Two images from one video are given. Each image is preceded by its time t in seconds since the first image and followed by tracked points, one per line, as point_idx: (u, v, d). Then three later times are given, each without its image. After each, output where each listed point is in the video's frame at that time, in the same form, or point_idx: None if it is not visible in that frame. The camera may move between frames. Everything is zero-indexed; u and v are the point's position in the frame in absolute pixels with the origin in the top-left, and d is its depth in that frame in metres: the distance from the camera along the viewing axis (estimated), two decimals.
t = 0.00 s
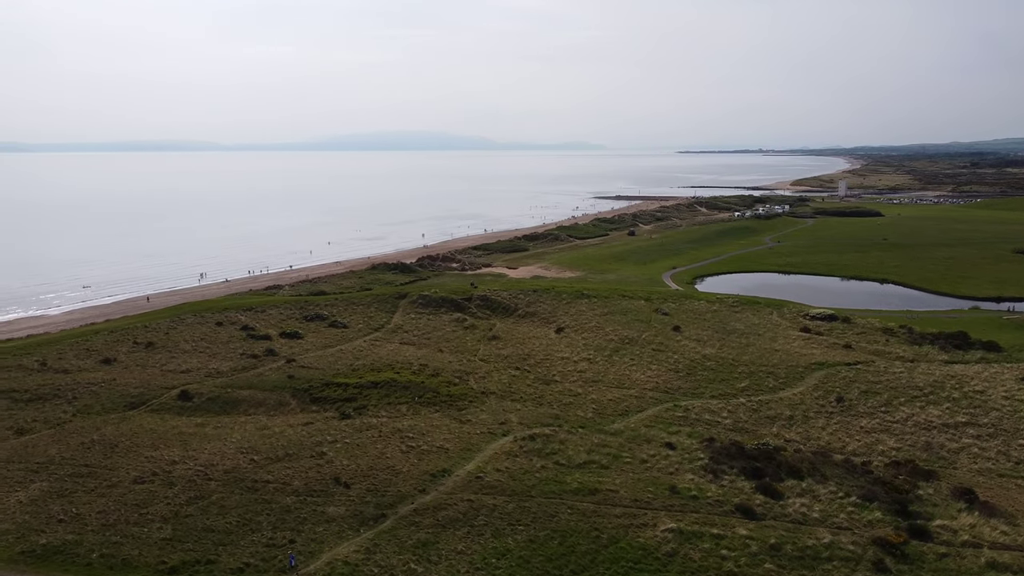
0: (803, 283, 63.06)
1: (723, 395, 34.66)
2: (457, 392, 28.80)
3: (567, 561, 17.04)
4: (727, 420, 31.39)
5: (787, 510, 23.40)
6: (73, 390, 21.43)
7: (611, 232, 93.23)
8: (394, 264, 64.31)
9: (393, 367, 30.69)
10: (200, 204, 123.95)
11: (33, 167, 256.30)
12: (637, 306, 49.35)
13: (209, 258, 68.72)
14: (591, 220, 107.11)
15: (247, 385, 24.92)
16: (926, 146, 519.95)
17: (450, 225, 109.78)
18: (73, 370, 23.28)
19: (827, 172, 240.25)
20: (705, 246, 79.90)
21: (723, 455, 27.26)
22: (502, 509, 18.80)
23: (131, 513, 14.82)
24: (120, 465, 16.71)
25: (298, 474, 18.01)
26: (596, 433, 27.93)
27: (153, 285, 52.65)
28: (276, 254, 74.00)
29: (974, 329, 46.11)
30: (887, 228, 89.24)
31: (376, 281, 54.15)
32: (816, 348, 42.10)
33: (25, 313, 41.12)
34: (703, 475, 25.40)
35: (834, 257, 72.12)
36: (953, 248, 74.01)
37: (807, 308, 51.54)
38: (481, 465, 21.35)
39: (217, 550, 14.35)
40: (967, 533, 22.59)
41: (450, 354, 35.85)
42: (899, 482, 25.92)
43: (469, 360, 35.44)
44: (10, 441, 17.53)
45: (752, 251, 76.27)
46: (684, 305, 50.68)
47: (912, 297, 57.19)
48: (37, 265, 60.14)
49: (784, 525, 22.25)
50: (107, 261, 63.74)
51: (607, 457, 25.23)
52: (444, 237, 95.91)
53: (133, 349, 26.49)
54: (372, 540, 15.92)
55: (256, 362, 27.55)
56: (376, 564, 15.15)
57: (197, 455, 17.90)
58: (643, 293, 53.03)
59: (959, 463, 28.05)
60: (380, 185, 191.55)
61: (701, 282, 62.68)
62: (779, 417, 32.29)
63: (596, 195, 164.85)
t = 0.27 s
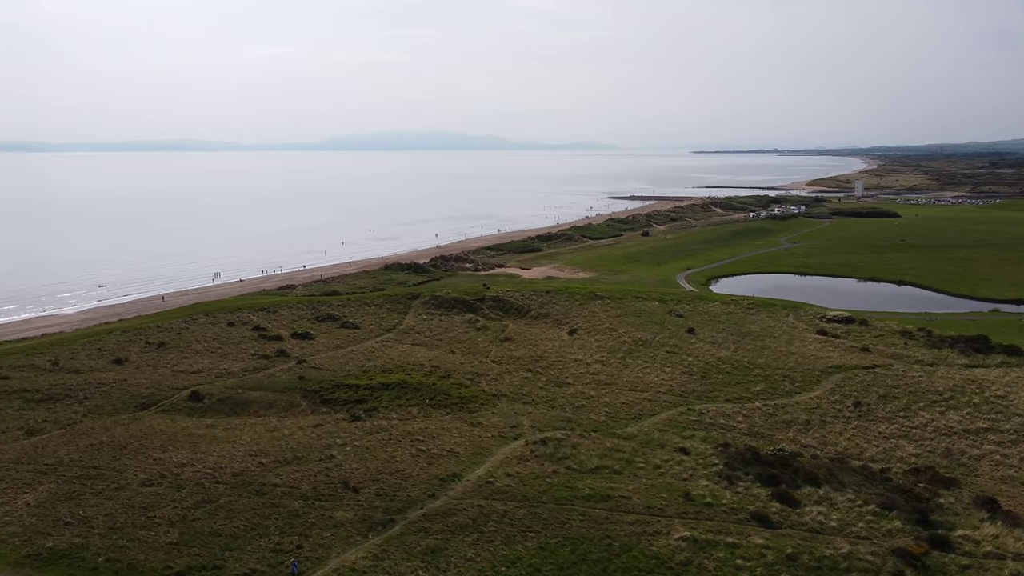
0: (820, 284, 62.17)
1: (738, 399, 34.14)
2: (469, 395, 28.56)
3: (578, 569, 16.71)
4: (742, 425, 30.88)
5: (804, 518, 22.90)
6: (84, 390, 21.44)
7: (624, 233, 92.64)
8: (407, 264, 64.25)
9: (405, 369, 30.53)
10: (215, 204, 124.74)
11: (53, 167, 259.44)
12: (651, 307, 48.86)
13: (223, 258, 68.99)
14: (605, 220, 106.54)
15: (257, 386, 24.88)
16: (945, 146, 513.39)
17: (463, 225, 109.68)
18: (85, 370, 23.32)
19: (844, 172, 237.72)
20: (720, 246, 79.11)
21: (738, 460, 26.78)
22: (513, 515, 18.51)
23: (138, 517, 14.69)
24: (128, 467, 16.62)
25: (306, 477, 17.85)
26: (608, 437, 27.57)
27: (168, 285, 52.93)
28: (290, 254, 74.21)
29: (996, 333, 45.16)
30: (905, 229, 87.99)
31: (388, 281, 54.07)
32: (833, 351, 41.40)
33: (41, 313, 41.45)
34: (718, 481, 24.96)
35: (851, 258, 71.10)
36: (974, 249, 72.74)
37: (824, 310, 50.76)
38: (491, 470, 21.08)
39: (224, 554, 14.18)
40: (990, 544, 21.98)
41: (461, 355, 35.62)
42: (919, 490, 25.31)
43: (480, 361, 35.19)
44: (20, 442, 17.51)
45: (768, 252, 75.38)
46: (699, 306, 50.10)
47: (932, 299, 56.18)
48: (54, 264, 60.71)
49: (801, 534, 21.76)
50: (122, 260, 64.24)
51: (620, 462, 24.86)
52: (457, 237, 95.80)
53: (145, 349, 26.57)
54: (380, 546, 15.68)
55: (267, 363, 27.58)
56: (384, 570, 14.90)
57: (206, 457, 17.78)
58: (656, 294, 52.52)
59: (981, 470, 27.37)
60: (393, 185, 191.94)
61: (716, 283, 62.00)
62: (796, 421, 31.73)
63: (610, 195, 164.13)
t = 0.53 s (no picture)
0: (835, 286, 61.36)
1: (751, 402, 33.68)
2: (479, 397, 28.36)
3: None
4: (755, 429, 30.43)
5: (819, 526, 22.47)
6: (93, 390, 21.47)
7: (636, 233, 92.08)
8: (418, 264, 64.18)
9: (414, 370, 30.38)
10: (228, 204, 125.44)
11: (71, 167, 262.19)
12: (663, 308, 48.43)
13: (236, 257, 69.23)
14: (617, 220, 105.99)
15: (266, 388, 24.86)
16: (961, 146, 507.80)
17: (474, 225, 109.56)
18: (95, 370, 23.38)
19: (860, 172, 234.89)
20: (733, 247, 78.40)
21: (752, 466, 26.35)
22: (522, 520, 18.25)
23: (144, 520, 14.59)
24: (136, 469, 16.55)
25: (314, 481, 17.69)
26: (620, 441, 27.22)
27: (180, 284, 53.17)
28: (302, 254, 74.39)
29: (1015, 336, 44.31)
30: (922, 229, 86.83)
31: (399, 282, 54.01)
32: (848, 354, 40.77)
33: (55, 312, 41.74)
34: (731, 487, 24.57)
35: (867, 259, 70.17)
36: (992, 250, 71.59)
37: (838, 312, 50.08)
38: (501, 474, 20.84)
39: (230, 559, 14.03)
40: (1012, 554, 21.42)
41: (472, 356, 35.42)
42: (938, 497, 24.76)
43: (491, 363, 34.95)
44: (29, 442, 17.49)
45: (782, 253, 74.58)
46: (711, 308, 49.60)
47: (949, 300, 55.28)
48: (69, 263, 61.19)
49: (816, 542, 21.33)
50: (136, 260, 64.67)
51: (631, 467, 24.54)
52: (469, 237, 95.67)
53: (156, 349, 26.71)
54: (387, 552, 15.46)
55: (277, 364, 27.67)
56: None
57: (213, 459, 17.68)
58: (669, 296, 52.07)
59: (1001, 478, 26.75)
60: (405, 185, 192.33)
61: (729, 285, 61.39)
62: (810, 426, 31.21)
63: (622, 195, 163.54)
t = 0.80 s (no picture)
0: (852, 287, 60.38)
1: (767, 406, 33.13)
2: (490, 399, 28.10)
3: None
4: (771, 434, 29.90)
5: (836, 535, 21.97)
6: (104, 390, 21.50)
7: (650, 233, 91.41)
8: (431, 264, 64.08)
9: (426, 372, 30.18)
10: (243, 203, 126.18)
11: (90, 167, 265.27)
12: (677, 310, 47.90)
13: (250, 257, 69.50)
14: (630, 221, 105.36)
15: (277, 389, 24.80)
16: (981, 146, 501.33)
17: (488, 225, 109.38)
18: (107, 370, 23.44)
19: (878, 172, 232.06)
20: (748, 248, 77.54)
21: (768, 472, 25.86)
22: (533, 527, 17.95)
23: (151, 523, 14.48)
24: (144, 471, 16.45)
25: (322, 485, 17.51)
26: (633, 446, 26.84)
27: (195, 284, 53.42)
28: (315, 254, 74.55)
29: None
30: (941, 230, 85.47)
31: (412, 282, 53.92)
32: (866, 357, 40.04)
33: (71, 311, 42.03)
34: (747, 494, 24.10)
35: (885, 260, 69.08)
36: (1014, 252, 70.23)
37: (856, 314, 49.28)
38: (512, 479, 20.55)
39: (236, 565, 13.86)
40: None
41: (484, 358, 35.18)
42: (960, 507, 24.12)
43: (503, 365, 34.66)
44: (39, 443, 17.48)
45: (798, 254, 73.62)
46: (727, 310, 48.98)
47: (970, 303, 54.22)
48: (86, 262, 61.72)
49: (833, 552, 20.83)
50: (152, 259, 65.10)
51: (644, 472, 24.15)
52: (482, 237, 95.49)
53: (168, 350, 26.84)
54: (395, 559, 15.20)
55: (289, 365, 27.66)
56: None
57: (222, 461, 17.56)
58: (683, 297, 51.50)
59: None
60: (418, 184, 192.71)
61: (744, 286, 60.67)
62: (827, 431, 30.62)
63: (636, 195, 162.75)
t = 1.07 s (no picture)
0: (871, 289, 59.39)
1: (784, 411, 32.55)
2: (503, 403, 27.82)
3: None
4: (788, 439, 29.34)
5: (855, 545, 21.47)
6: (116, 391, 21.58)
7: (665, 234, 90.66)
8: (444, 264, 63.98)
9: (438, 374, 29.97)
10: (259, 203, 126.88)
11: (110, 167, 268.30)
12: (692, 312, 47.33)
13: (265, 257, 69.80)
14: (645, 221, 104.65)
15: (288, 391, 24.73)
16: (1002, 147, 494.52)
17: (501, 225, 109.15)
18: (120, 371, 23.51)
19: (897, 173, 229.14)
20: (765, 249, 76.62)
21: (785, 479, 25.34)
22: (544, 534, 17.63)
23: (158, 527, 14.37)
24: (153, 474, 16.36)
25: (332, 489, 17.34)
26: (647, 451, 26.45)
27: (210, 284, 53.66)
28: (329, 254, 74.68)
29: None
30: (962, 231, 84.01)
31: (425, 283, 53.82)
32: (885, 361, 39.26)
33: (88, 311, 42.35)
34: (763, 501, 23.63)
35: (904, 261, 67.89)
36: None
37: (874, 317, 48.42)
38: (523, 484, 20.27)
39: (243, 571, 13.68)
40: None
41: (497, 360, 34.92)
42: (984, 516, 23.45)
43: (516, 367, 34.37)
44: (50, 444, 17.48)
45: (815, 255, 72.62)
46: (742, 312, 48.35)
47: (991, 305, 53.11)
48: (103, 262, 62.24)
49: (852, 563, 20.32)
50: (169, 259, 65.59)
51: (658, 478, 23.76)
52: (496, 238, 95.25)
53: (181, 350, 26.98)
54: (404, 565, 14.95)
55: (300, 366, 27.58)
56: None
57: (231, 465, 17.45)
58: (699, 299, 50.88)
59: None
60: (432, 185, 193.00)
61: (760, 287, 59.91)
62: (845, 436, 30.01)
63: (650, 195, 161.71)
